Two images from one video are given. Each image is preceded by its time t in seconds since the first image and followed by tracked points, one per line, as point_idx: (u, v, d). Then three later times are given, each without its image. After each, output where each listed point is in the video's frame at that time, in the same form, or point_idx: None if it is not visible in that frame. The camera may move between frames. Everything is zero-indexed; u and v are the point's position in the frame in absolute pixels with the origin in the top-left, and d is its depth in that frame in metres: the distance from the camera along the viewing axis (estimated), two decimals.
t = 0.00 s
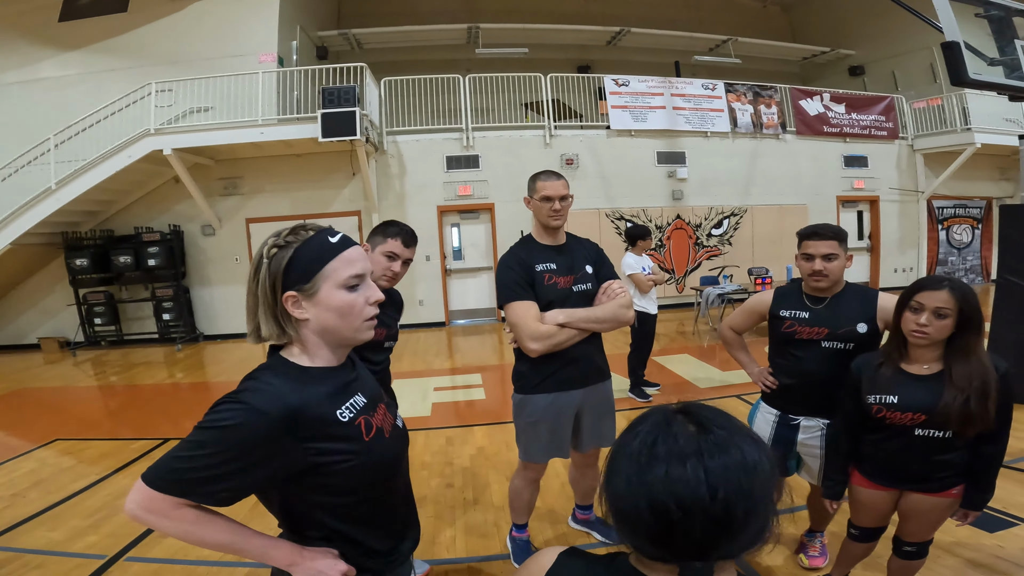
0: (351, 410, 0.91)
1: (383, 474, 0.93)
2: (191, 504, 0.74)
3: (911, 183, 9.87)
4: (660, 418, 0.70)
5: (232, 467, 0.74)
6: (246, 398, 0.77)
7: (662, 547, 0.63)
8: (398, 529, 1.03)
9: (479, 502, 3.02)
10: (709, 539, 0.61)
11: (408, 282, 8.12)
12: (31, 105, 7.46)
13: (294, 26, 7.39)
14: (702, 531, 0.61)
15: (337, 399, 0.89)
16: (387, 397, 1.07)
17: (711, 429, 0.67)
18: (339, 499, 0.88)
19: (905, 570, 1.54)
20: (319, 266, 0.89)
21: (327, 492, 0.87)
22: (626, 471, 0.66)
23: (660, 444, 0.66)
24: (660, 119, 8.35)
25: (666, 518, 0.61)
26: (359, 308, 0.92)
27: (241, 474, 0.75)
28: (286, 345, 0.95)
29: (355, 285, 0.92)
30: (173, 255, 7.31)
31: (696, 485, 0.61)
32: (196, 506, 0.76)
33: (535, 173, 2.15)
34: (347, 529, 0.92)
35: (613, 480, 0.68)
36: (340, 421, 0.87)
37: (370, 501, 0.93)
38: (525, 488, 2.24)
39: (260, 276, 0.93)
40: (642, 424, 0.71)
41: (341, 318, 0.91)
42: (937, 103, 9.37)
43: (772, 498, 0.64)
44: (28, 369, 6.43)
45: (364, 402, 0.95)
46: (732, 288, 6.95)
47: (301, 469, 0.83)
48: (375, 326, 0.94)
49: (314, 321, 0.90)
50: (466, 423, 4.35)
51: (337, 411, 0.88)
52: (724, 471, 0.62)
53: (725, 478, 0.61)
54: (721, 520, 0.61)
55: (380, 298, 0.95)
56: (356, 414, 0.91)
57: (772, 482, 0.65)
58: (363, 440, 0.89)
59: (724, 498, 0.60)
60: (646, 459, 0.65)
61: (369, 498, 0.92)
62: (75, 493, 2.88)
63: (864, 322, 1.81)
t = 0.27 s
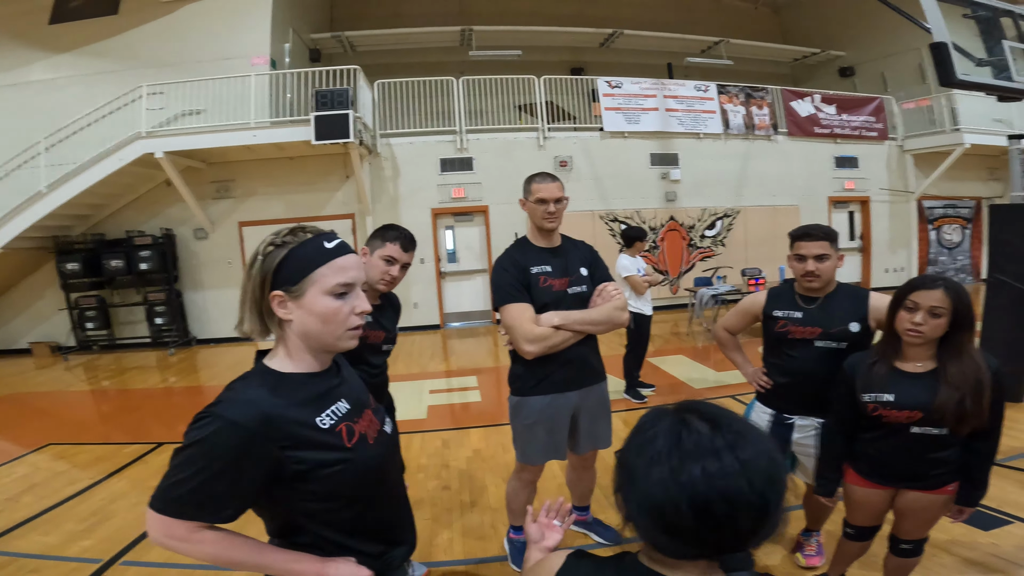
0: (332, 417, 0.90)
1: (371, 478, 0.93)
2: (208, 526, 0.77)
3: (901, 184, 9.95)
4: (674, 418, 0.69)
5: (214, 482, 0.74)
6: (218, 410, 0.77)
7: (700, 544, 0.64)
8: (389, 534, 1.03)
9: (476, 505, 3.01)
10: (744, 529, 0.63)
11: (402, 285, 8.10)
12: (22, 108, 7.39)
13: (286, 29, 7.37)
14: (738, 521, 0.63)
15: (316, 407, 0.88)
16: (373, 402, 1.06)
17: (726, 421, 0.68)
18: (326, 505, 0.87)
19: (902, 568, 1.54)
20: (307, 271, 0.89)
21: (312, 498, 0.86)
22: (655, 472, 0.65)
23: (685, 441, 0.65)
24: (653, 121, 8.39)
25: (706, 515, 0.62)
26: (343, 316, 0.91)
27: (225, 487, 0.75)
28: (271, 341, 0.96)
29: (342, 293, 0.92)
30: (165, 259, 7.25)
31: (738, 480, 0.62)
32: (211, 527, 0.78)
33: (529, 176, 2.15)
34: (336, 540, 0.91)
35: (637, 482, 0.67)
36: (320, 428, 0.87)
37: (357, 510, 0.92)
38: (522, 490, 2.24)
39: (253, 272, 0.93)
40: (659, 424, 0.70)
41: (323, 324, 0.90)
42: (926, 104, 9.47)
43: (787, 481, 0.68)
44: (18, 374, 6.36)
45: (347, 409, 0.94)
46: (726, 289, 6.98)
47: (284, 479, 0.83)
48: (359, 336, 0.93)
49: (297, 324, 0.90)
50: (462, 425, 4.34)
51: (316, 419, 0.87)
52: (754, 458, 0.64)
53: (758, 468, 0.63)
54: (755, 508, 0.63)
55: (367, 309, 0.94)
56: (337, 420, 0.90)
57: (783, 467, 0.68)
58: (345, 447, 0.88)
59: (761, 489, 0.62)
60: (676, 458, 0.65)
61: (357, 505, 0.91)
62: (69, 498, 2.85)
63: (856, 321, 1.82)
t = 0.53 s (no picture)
0: (312, 425, 0.87)
1: (357, 485, 0.90)
2: (240, 547, 0.77)
3: (880, 183, 10.13)
4: (703, 410, 0.68)
5: (199, 500, 0.72)
6: (195, 426, 0.74)
7: (741, 536, 0.62)
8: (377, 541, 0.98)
9: (468, 509, 2.98)
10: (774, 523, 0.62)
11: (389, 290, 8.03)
12: None
13: (267, 33, 7.30)
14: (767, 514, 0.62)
15: (295, 416, 0.86)
16: (357, 409, 1.04)
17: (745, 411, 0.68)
18: (309, 512, 0.85)
19: (894, 565, 1.53)
20: (290, 276, 0.87)
21: (295, 507, 0.84)
22: (690, 463, 0.63)
23: (720, 429, 0.64)
24: (638, 122, 8.42)
25: (746, 505, 0.60)
26: (325, 321, 0.89)
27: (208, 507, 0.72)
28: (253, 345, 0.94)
29: (325, 298, 0.90)
30: (147, 267, 7.11)
31: (777, 465, 0.61)
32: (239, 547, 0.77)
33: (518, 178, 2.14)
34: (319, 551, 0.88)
35: (667, 476, 0.65)
36: (300, 437, 0.84)
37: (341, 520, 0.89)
38: (516, 493, 2.22)
39: (235, 274, 0.91)
40: (685, 417, 0.68)
41: (305, 329, 0.88)
42: (903, 104, 9.67)
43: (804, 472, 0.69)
44: None
45: (329, 416, 0.91)
46: (712, 289, 7.03)
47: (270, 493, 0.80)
48: (341, 343, 0.91)
49: (278, 328, 0.88)
50: (453, 429, 4.31)
51: (296, 428, 0.85)
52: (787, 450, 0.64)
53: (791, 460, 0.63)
54: (789, 499, 0.62)
55: (350, 317, 0.93)
56: (317, 428, 0.87)
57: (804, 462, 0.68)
58: (327, 456, 0.86)
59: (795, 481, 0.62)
60: (709, 448, 0.63)
61: (343, 513, 0.89)
62: (53, 507, 2.76)
63: (837, 320, 1.85)
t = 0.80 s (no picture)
0: (272, 435, 0.87)
1: (321, 493, 0.90)
2: (202, 556, 0.77)
3: (830, 179, 10.59)
4: (689, 401, 0.71)
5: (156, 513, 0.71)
6: (150, 439, 0.74)
7: (726, 521, 0.65)
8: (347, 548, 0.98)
9: (444, 512, 2.97)
10: (753, 517, 0.65)
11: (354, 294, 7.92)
12: None
13: (222, 35, 7.07)
14: (748, 503, 0.65)
15: (254, 425, 0.85)
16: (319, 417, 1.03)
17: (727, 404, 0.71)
18: (272, 523, 0.84)
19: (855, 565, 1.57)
20: (243, 281, 0.86)
21: (253, 519, 0.82)
22: (681, 454, 0.65)
23: (709, 420, 0.67)
24: (600, 122, 8.58)
25: (733, 493, 0.64)
26: (280, 327, 0.88)
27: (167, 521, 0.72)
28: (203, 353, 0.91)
29: (280, 303, 0.89)
30: (97, 276, 6.78)
31: (762, 455, 0.66)
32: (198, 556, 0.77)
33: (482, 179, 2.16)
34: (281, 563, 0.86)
35: (657, 467, 0.67)
36: (260, 447, 0.84)
37: (307, 529, 0.89)
38: (491, 496, 2.23)
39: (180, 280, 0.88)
40: (672, 410, 0.71)
41: (260, 335, 0.87)
42: (850, 101, 10.13)
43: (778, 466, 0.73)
44: None
45: (290, 425, 0.91)
46: (676, 285, 7.21)
47: (231, 503, 0.80)
48: (297, 347, 0.91)
49: (230, 336, 0.86)
50: (425, 433, 4.28)
51: (255, 438, 0.84)
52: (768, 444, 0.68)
53: (771, 451, 0.67)
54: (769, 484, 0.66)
55: (306, 321, 0.93)
56: (278, 438, 0.87)
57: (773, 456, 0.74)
58: (289, 465, 0.86)
59: (772, 470, 0.66)
60: (700, 438, 0.66)
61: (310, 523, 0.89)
62: (8, 523, 2.62)
63: (781, 313, 1.96)
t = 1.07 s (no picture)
0: (219, 443, 0.87)
1: (273, 499, 0.91)
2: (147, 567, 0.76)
3: (776, 174, 11.09)
4: (651, 397, 0.76)
5: (103, 525, 0.71)
6: (90, 452, 0.73)
7: (675, 519, 0.69)
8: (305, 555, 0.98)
9: (411, 515, 2.97)
10: (702, 512, 0.70)
11: (310, 298, 7.75)
12: None
13: (162, 36, 6.76)
14: (698, 501, 0.69)
15: (199, 434, 0.85)
16: (268, 424, 1.04)
17: (686, 405, 0.76)
18: (222, 532, 0.84)
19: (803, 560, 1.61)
20: (182, 290, 0.86)
21: (201, 528, 0.83)
22: (639, 451, 0.69)
23: (666, 418, 0.72)
24: (557, 120, 8.71)
25: (685, 488, 0.68)
26: (225, 337, 0.89)
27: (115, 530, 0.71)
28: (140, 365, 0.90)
29: (223, 313, 0.90)
30: (31, 287, 6.38)
31: (714, 454, 0.70)
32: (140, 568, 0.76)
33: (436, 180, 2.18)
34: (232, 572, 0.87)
35: (618, 461, 0.71)
36: (207, 455, 0.84)
37: (261, 538, 0.89)
38: (457, 496, 2.25)
39: (114, 291, 0.86)
40: (634, 406, 0.75)
41: (202, 345, 0.87)
42: (792, 98, 10.64)
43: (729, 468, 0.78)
44: None
45: (236, 433, 0.91)
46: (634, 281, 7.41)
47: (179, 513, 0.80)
48: (241, 356, 0.91)
49: (170, 346, 0.86)
50: (390, 436, 4.24)
51: (201, 447, 0.84)
52: (721, 444, 0.72)
53: (722, 451, 0.71)
54: (720, 481, 0.70)
55: (250, 329, 0.93)
56: (226, 446, 0.87)
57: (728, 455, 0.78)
58: (238, 473, 0.86)
59: (723, 469, 0.70)
60: (657, 435, 0.70)
61: (261, 531, 0.89)
62: None
63: (718, 305, 2.13)
